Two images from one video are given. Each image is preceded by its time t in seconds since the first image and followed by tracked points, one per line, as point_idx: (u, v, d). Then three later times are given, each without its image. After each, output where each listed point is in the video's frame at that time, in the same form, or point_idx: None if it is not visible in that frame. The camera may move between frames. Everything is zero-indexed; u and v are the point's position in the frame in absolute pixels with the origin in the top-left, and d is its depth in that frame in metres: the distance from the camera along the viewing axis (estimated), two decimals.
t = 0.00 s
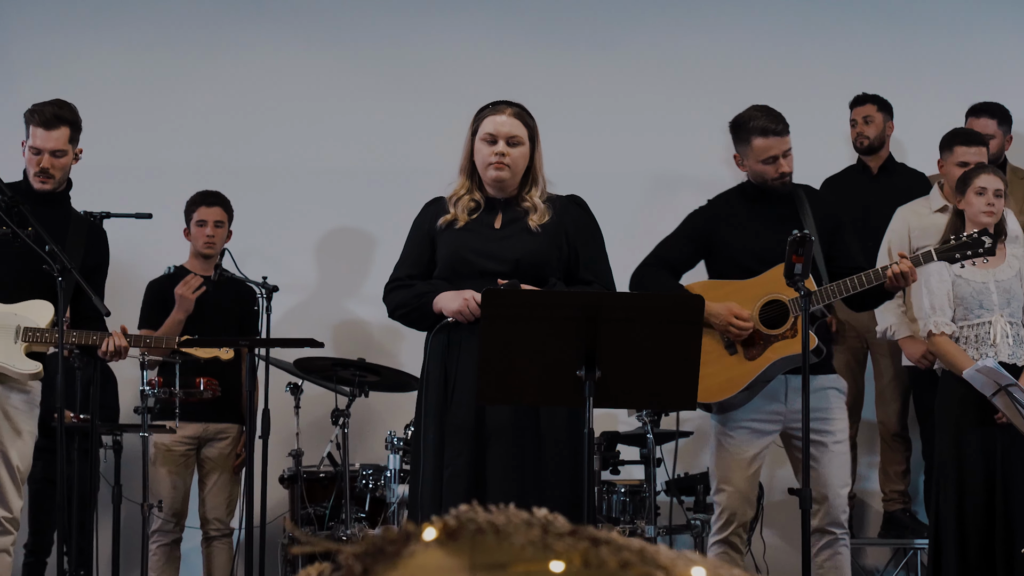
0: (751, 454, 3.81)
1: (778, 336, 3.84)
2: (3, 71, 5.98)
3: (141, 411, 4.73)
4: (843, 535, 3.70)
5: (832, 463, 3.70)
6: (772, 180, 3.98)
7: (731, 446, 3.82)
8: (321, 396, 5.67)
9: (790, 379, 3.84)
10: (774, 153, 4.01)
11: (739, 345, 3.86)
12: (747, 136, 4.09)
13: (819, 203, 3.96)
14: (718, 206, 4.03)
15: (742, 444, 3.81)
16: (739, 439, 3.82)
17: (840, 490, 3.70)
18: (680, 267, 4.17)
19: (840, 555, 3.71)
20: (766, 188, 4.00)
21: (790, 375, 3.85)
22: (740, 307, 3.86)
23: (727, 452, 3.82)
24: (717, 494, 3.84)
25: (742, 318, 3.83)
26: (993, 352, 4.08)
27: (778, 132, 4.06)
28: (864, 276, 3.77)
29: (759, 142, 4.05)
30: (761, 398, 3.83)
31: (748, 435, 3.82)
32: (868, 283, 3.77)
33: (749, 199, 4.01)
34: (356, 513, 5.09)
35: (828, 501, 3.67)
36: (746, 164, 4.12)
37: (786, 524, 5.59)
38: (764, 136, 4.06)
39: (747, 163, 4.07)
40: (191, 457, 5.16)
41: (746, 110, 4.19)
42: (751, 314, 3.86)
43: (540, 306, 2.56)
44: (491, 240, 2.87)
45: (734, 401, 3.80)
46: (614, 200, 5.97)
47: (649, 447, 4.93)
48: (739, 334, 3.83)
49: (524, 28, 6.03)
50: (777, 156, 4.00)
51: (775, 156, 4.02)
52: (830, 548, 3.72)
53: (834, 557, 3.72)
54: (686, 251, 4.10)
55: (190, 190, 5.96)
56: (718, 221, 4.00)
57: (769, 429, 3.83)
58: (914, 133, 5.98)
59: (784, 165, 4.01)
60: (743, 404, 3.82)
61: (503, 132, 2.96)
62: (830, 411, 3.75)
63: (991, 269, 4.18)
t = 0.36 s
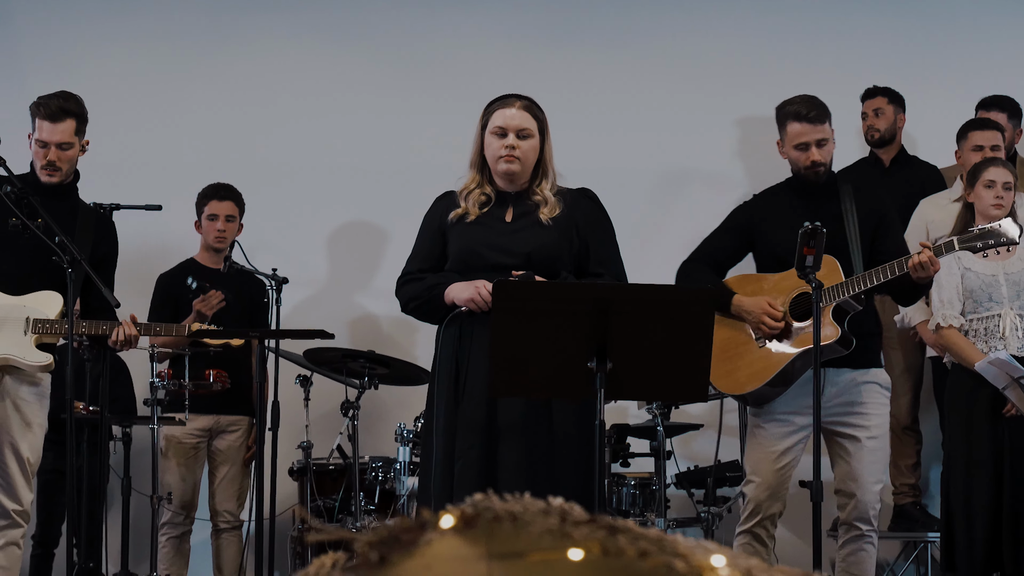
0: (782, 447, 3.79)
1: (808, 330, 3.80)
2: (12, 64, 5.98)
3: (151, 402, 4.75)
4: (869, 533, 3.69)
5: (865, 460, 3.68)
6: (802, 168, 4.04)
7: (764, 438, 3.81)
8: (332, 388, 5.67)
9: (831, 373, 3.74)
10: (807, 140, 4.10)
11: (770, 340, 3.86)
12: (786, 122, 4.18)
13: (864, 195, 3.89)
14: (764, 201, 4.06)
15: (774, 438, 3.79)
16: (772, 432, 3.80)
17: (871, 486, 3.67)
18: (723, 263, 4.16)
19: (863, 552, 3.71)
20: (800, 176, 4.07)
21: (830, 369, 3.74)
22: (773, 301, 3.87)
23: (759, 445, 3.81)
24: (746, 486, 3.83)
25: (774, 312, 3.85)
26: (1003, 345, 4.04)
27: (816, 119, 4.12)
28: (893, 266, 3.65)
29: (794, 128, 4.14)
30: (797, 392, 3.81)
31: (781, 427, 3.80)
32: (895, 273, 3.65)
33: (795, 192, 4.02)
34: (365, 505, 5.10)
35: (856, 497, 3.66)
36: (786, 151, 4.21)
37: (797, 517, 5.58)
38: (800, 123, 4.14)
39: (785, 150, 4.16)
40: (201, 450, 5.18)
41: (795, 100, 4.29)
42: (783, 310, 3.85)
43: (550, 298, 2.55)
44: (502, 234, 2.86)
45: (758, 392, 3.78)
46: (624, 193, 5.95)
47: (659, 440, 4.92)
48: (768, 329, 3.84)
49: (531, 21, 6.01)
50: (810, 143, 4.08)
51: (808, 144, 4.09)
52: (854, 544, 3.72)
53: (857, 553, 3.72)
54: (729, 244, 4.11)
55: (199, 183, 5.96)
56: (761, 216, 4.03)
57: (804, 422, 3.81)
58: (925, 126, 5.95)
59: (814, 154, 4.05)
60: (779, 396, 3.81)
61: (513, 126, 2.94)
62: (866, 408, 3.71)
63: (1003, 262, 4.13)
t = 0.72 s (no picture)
0: (799, 454, 3.78)
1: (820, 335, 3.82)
2: (19, 67, 5.98)
3: (156, 408, 4.75)
4: (882, 542, 3.67)
5: (880, 468, 3.67)
6: (821, 168, 3.99)
7: (781, 445, 3.81)
8: (338, 393, 5.67)
9: (846, 380, 3.75)
10: (829, 139, 4.02)
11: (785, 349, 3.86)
12: (809, 121, 4.12)
13: (888, 204, 3.88)
14: (792, 209, 4.07)
15: (791, 444, 3.79)
16: (790, 439, 3.80)
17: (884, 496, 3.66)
18: (749, 272, 4.15)
19: (874, 561, 3.68)
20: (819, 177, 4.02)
21: (846, 376, 3.76)
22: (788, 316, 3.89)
23: (777, 452, 3.81)
24: (762, 492, 3.82)
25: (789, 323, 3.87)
26: (1005, 351, 4.03)
27: (843, 119, 4.03)
28: (906, 264, 3.59)
29: (818, 126, 4.05)
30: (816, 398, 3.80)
31: (797, 434, 3.80)
32: (908, 271, 3.57)
33: (821, 199, 4.00)
34: (370, 510, 5.10)
35: (869, 504, 3.64)
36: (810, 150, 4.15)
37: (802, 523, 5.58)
38: (825, 121, 4.05)
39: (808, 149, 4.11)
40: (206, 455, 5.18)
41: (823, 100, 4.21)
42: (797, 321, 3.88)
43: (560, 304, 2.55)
44: (512, 241, 2.85)
45: (774, 399, 3.81)
46: (629, 197, 5.95)
47: (665, 445, 4.93)
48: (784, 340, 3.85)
49: (537, 25, 6.01)
50: (831, 143, 4.00)
51: (829, 143, 4.02)
52: (866, 552, 3.69)
53: (868, 561, 3.69)
54: (757, 254, 4.13)
55: (204, 188, 5.96)
56: (786, 224, 4.05)
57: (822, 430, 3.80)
58: (931, 130, 5.96)
59: (832, 153, 3.99)
60: (796, 403, 3.81)
61: (520, 134, 2.93)
62: (883, 416, 3.71)
63: (1007, 266, 4.10)
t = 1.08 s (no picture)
0: (782, 454, 3.79)
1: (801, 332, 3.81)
2: (4, 67, 5.95)
3: (142, 409, 4.73)
4: (865, 542, 3.67)
5: (863, 470, 3.68)
6: (810, 160, 4.06)
7: (765, 445, 3.82)
8: (326, 394, 5.66)
9: (830, 381, 3.76)
10: (825, 132, 4.07)
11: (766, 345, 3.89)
12: (811, 112, 4.18)
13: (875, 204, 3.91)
14: (781, 207, 4.11)
15: (775, 444, 3.81)
16: (774, 439, 3.81)
17: (867, 498, 3.67)
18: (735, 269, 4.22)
19: (858, 561, 3.69)
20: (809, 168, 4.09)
21: (831, 376, 3.76)
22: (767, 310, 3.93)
23: (760, 452, 3.82)
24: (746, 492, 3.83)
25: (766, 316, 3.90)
26: (990, 352, 4.07)
27: (843, 117, 4.08)
28: (884, 264, 3.60)
29: (819, 118, 4.11)
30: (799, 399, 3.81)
31: (782, 434, 3.81)
32: (883, 272, 3.59)
33: (817, 199, 4.02)
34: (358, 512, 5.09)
35: (852, 504, 3.65)
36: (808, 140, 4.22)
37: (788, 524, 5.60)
38: (827, 115, 4.10)
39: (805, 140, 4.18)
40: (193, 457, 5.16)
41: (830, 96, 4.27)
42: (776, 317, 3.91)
43: (549, 306, 2.55)
44: (502, 242, 2.84)
45: (755, 399, 3.82)
46: (617, 199, 5.95)
47: (652, 446, 4.94)
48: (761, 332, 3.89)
49: (527, 26, 6.02)
50: (825, 136, 4.06)
51: (824, 136, 4.08)
52: (850, 552, 3.69)
53: (852, 561, 3.70)
54: (743, 252, 4.18)
55: (192, 188, 5.94)
56: (771, 222, 4.10)
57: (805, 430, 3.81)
58: (918, 133, 5.99)
59: (824, 146, 4.05)
60: (780, 404, 3.82)
61: (512, 140, 2.90)
62: (866, 416, 3.73)
63: (990, 269, 4.14)
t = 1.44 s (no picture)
0: (778, 449, 3.79)
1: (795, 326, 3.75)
2: (9, 65, 5.97)
3: (147, 406, 4.75)
4: (864, 535, 3.68)
5: (858, 464, 3.68)
6: (803, 152, 4.09)
7: (760, 440, 3.81)
8: (331, 391, 5.66)
9: (825, 374, 3.75)
10: (820, 126, 4.11)
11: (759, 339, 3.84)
12: (807, 106, 4.21)
13: (863, 195, 3.89)
14: (766, 199, 4.08)
15: (771, 439, 3.80)
16: (769, 434, 3.81)
17: (864, 492, 3.67)
18: (721, 260, 4.20)
19: (858, 555, 3.69)
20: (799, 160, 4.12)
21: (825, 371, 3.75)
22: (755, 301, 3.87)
23: (756, 447, 3.81)
24: (743, 488, 3.82)
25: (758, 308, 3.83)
26: (995, 348, 4.04)
27: (838, 113, 4.15)
28: (884, 259, 3.58)
29: (815, 111, 4.15)
30: (793, 392, 3.81)
31: (777, 429, 3.81)
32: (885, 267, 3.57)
33: (804, 190, 4.03)
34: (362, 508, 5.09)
35: (849, 498, 3.65)
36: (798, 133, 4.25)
37: (793, 521, 5.58)
38: (823, 109, 4.15)
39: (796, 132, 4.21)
40: (198, 454, 5.17)
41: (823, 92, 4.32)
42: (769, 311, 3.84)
43: (552, 302, 2.55)
44: (504, 236, 2.82)
45: (754, 394, 3.80)
46: (622, 195, 5.94)
47: (657, 443, 4.93)
48: (754, 325, 3.82)
49: (530, 22, 6.01)
50: (821, 129, 4.10)
51: (818, 130, 4.12)
52: (849, 546, 3.70)
53: (852, 556, 3.70)
54: (729, 242, 4.15)
55: (196, 186, 5.95)
56: (760, 214, 4.06)
57: (801, 424, 3.81)
58: (924, 129, 5.97)
59: (818, 141, 4.09)
60: (773, 399, 3.81)
61: (517, 134, 2.91)
62: (859, 410, 3.71)
63: (995, 265, 4.12)
